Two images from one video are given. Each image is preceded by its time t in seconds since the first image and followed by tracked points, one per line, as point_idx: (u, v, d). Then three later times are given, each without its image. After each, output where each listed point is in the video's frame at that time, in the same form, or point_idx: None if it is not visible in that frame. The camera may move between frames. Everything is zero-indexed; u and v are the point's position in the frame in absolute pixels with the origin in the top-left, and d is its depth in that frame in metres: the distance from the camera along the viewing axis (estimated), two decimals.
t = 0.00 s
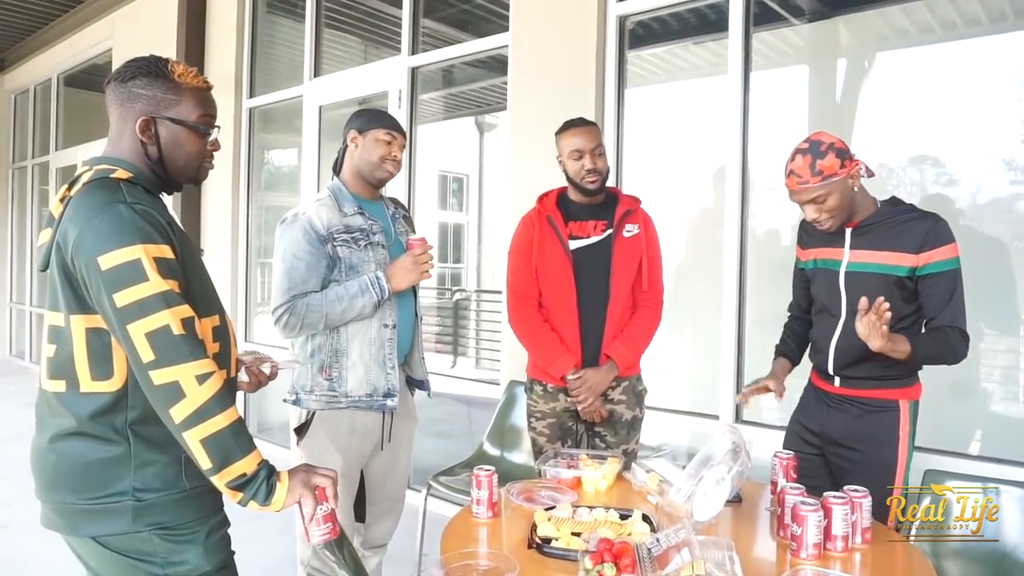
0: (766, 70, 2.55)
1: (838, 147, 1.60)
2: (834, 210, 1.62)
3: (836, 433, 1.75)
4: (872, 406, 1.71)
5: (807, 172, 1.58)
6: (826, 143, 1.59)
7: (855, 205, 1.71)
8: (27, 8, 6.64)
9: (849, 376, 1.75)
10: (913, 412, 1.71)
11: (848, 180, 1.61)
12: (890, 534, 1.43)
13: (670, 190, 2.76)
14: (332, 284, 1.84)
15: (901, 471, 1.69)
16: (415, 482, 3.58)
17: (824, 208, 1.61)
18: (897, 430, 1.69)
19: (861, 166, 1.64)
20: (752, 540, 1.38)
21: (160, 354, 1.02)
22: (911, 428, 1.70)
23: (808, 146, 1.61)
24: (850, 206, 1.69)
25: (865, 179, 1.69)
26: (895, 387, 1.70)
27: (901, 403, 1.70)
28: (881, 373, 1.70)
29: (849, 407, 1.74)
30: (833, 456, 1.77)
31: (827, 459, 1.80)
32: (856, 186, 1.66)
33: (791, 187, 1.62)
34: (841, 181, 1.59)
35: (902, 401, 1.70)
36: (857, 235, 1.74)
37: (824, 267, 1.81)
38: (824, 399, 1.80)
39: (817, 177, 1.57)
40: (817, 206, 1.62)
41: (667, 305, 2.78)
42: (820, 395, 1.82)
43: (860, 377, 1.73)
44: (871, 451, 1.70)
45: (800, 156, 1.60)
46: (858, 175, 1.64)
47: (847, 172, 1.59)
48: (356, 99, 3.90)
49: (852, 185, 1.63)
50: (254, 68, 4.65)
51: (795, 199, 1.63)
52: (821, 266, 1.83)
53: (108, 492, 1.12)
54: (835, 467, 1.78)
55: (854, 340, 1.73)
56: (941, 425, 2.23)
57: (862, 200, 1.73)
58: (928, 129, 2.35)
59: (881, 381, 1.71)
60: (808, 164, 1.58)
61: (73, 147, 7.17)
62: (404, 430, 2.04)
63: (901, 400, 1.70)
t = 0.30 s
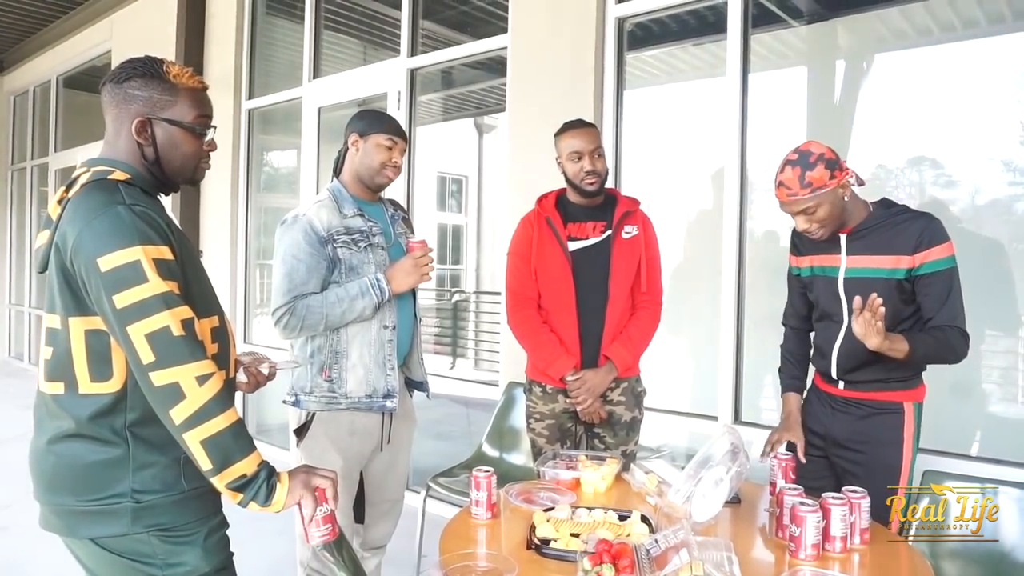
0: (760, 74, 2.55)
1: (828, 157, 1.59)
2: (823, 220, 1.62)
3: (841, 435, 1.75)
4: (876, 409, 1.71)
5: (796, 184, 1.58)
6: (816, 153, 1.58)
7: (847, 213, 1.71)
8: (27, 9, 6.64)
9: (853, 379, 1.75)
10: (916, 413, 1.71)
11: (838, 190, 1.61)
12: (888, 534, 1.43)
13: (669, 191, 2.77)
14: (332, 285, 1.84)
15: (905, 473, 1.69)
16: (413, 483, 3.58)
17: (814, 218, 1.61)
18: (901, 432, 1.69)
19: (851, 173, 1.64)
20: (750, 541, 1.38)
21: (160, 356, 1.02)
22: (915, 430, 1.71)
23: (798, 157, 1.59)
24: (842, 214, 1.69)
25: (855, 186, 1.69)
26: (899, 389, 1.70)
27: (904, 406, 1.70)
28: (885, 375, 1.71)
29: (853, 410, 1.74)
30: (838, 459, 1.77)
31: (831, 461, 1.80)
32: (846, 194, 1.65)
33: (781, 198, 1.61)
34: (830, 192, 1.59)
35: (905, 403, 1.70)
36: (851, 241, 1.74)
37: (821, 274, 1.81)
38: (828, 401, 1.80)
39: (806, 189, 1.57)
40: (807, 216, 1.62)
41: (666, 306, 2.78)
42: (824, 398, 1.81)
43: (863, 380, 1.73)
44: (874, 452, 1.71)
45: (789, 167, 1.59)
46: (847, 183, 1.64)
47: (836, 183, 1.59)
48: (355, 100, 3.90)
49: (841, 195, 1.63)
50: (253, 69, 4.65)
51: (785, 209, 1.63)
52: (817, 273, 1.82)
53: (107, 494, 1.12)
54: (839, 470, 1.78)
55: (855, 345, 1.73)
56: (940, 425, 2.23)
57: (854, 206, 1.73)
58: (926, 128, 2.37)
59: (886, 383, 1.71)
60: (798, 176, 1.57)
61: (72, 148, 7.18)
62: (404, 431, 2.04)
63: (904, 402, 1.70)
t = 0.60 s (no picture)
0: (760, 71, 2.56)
1: (823, 163, 1.59)
2: (818, 225, 1.62)
3: (840, 437, 1.75)
4: (875, 410, 1.71)
5: (791, 190, 1.58)
6: (811, 159, 1.58)
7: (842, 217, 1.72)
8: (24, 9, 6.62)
9: (851, 382, 1.75)
10: (915, 414, 1.71)
11: (834, 195, 1.61)
12: (885, 534, 1.44)
13: (666, 192, 2.77)
14: (330, 285, 1.84)
15: (904, 473, 1.70)
16: (411, 484, 3.57)
17: (810, 224, 1.61)
18: (899, 433, 1.69)
19: (845, 178, 1.64)
20: (747, 541, 1.38)
21: (156, 357, 1.01)
22: (913, 431, 1.71)
23: (794, 163, 1.59)
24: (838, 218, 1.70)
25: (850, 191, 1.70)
26: (898, 390, 1.70)
27: (903, 406, 1.70)
28: (884, 377, 1.71)
29: (852, 411, 1.74)
30: (837, 459, 1.77)
31: (830, 461, 1.80)
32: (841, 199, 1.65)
33: (777, 204, 1.61)
34: (826, 198, 1.59)
35: (904, 404, 1.70)
36: (847, 244, 1.74)
37: (818, 278, 1.81)
38: (827, 403, 1.80)
39: (802, 195, 1.57)
40: (802, 222, 1.62)
41: (664, 307, 2.78)
42: (823, 400, 1.82)
43: (861, 381, 1.73)
44: (873, 453, 1.71)
45: (785, 174, 1.59)
46: (842, 188, 1.64)
47: (832, 188, 1.59)
48: (353, 101, 3.90)
49: (837, 200, 1.63)
50: (250, 70, 4.65)
51: (781, 215, 1.63)
52: (814, 276, 1.83)
53: (102, 496, 1.12)
54: (840, 471, 1.78)
55: (852, 347, 1.73)
56: (937, 426, 2.24)
57: (850, 210, 1.73)
58: (921, 131, 2.36)
59: (885, 384, 1.71)
60: (794, 182, 1.57)
61: (69, 149, 7.15)
62: (401, 432, 2.04)
63: (902, 403, 1.70)
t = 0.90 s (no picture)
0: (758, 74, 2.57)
1: (823, 167, 1.59)
2: (815, 228, 1.62)
3: (835, 437, 1.76)
4: (869, 410, 1.72)
5: (789, 193, 1.58)
6: (811, 162, 1.59)
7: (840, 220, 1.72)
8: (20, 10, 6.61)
9: (846, 382, 1.75)
10: (910, 414, 1.70)
11: (832, 199, 1.61)
12: (881, 534, 1.44)
13: (663, 192, 2.77)
14: (328, 286, 1.83)
15: (899, 474, 1.69)
16: (408, 486, 3.57)
17: (806, 226, 1.62)
18: (893, 433, 1.69)
19: (844, 182, 1.64)
20: (745, 541, 1.38)
21: (150, 360, 1.01)
22: (909, 431, 1.71)
23: (793, 166, 1.60)
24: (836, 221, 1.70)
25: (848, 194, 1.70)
26: (893, 391, 1.70)
27: (898, 406, 1.70)
28: (879, 378, 1.70)
29: (847, 412, 1.75)
30: (832, 459, 1.78)
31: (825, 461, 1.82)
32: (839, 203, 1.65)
33: (774, 206, 1.62)
34: (824, 202, 1.59)
35: (899, 404, 1.70)
36: (844, 245, 1.74)
37: (814, 278, 1.82)
38: (822, 403, 1.81)
39: (799, 199, 1.57)
40: (798, 224, 1.62)
41: (661, 307, 2.79)
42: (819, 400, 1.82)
43: (856, 382, 1.73)
44: (868, 453, 1.71)
45: (783, 176, 1.60)
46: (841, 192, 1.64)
47: (830, 193, 1.59)
48: (350, 102, 3.90)
49: (835, 204, 1.63)
50: (247, 70, 4.64)
51: (778, 216, 1.64)
52: (811, 276, 1.83)
53: (97, 498, 1.11)
54: (836, 470, 1.79)
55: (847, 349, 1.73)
56: (934, 426, 2.24)
57: (848, 213, 1.73)
58: (917, 131, 2.36)
59: (880, 385, 1.71)
60: (791, 185, 1.58)
61: (66, 149, 7.14)
62: (399, 432, 2.04)
63: (898, 403, 1.70)
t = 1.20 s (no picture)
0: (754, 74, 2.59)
1: (821, 165, 1.59)
2: (810, 225, 1.63)
3: (829, 437, 1.76)
4: (863, 410, 1.72)
5: (786, 188, 1.58)
6: (810, 158, 1.59)
7: (836, 219, 1.73)
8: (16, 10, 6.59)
9: (841, 383, 1.75)
10: (904, 415, 1.71)
11: (828, 197, 1.61)
12: (877, 533, 1.44)
13: (660, 193, 2.78)
14: (328, 285, 1.83)
15: (893, 474, 1.70)
16: (405, 486, 3.57)
17: (801, 223, 1.62)
18: (887, 433, 1.70)
19: (841, 182, 1.64)
20: (741, 541, 1.38)
21: (144, 361, 1.01)
22: (902, 431, 1.71)
23: (791, 162, 1.60)
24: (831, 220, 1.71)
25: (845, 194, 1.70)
26: (888, 392, 1.70)
27: (892, 407, 1.70)
28: (873, 379, 1.71)
29: (841, 412, 1.75)
30: (827, 459, 1.79)
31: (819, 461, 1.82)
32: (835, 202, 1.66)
33: (770, 200, 1.62)
34: (820, 199, 1.59)
35: (893, 405, 1.70)
36: (841, 245, 1.74)
37: (810, 277, 1.82)
38: (817, 404, 1.81)
39: (796, 194, 1.57)
40: (793, 220, 1.63)
41: (658, 307, 2.79)
42: (813, 400, 1.82)
43: (851, 382, 1.73)
44: (862, 453, 1.72)
45: (781, 170, 1.60)
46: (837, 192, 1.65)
47: (827, 191, 1.59)
48: (347, 102, 3.90)
49: (831, 203, 1.64)
50: (244, 71, 4.63)
51: (774, 211, 1.64)
52: (807, 275, 1.83)
53: (92, 499, 1.11)
54: (831, 471, 1.79)
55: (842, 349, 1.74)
56: (931, 425, 2.25)
57: (845, 213, 1.73)
58: (914, 132, 2.36)
59: (874, 385, 1.71)
60: (789, 180, 1.58)
61: (62, 149, 7.13)
62: (397, 432, 2.04)
63: (891, 404, 1.70)
